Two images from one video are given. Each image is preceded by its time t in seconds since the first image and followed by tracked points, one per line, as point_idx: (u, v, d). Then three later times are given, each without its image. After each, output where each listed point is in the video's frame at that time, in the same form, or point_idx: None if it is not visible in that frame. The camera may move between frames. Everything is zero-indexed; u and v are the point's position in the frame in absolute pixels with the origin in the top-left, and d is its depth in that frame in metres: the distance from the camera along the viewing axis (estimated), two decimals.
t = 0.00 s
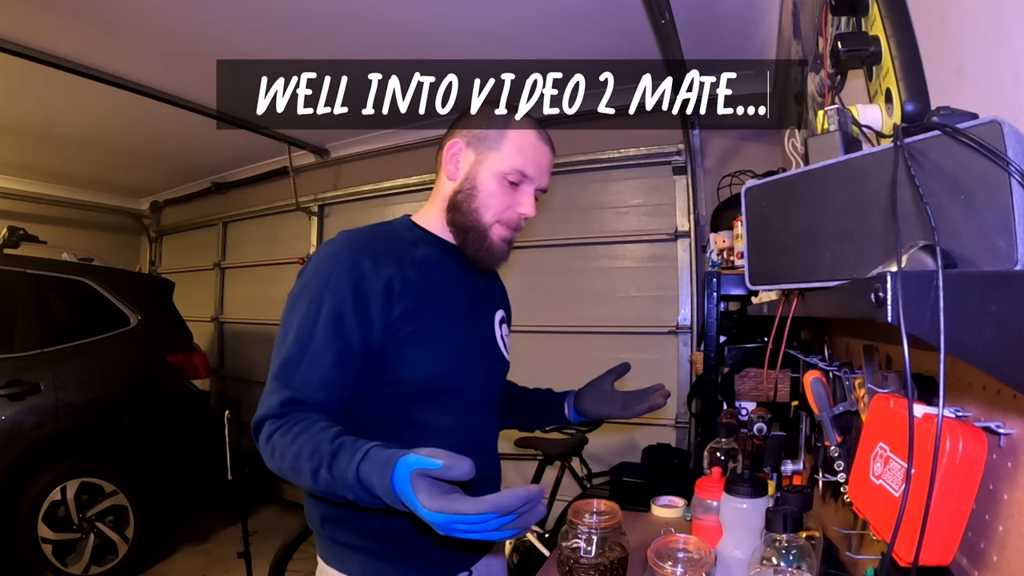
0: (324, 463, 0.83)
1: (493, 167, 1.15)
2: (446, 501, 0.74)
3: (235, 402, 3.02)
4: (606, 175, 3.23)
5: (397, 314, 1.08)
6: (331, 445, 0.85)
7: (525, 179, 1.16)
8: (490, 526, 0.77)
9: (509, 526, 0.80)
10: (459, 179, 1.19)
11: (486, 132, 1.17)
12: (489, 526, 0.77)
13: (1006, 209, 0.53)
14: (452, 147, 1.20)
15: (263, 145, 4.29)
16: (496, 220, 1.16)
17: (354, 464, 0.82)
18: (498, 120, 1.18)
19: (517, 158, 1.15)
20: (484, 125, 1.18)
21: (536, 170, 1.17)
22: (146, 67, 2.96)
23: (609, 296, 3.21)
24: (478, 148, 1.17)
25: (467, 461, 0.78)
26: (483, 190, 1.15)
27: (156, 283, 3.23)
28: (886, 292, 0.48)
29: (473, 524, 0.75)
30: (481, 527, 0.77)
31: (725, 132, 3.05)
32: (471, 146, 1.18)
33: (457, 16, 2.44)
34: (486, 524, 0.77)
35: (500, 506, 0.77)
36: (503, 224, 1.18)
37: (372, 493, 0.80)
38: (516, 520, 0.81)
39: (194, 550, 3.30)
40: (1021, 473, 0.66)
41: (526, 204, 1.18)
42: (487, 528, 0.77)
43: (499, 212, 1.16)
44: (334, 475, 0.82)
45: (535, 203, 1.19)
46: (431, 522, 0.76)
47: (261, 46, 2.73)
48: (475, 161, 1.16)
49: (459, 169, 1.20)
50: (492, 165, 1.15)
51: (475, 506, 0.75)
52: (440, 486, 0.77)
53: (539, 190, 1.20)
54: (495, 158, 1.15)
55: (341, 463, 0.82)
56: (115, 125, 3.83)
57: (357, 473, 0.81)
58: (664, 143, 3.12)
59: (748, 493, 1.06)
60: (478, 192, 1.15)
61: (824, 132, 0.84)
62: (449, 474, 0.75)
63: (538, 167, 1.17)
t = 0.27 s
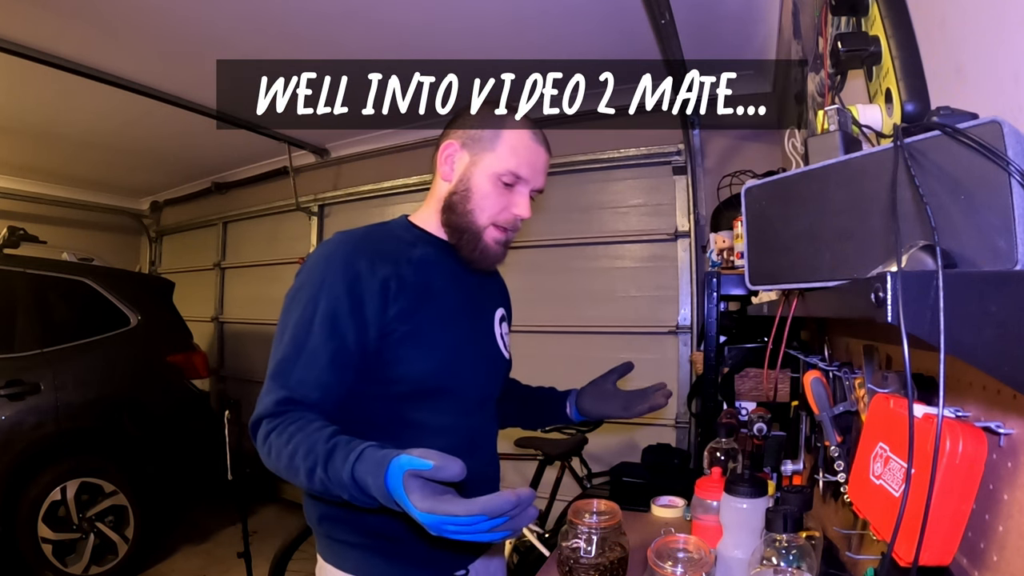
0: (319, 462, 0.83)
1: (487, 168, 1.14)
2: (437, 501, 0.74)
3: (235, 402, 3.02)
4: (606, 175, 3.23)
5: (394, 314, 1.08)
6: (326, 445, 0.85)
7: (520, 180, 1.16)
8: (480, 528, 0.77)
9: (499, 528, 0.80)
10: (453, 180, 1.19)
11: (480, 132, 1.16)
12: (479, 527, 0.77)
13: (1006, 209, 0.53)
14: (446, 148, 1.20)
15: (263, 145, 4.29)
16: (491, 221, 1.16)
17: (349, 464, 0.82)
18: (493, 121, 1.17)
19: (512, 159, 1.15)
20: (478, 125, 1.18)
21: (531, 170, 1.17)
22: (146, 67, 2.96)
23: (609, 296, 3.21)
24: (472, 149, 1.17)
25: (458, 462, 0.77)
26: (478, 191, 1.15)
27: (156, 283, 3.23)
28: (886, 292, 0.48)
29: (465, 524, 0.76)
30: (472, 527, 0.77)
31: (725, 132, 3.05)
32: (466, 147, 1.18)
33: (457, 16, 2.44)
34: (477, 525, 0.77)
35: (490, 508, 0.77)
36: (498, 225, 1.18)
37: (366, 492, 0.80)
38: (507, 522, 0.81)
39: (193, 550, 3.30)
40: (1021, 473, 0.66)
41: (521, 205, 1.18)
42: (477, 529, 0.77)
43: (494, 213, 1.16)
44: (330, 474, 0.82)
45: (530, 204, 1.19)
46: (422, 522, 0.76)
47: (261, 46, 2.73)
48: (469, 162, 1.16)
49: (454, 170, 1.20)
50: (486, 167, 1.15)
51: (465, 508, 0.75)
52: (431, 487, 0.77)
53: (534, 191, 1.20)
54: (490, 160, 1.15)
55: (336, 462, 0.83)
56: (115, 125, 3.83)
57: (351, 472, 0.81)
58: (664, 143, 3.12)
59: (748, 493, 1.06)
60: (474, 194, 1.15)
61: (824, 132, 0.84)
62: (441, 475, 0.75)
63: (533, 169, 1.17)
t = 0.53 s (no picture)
0: (322, 465, 0.83)
1: (484, 169, 1.15)
2: (442, 509, 0.75)
3: (235, 402, 3.02)
4: (606, 175, 3.23)
5: (392, 314, 1.08)
6: (329, 447, 0.85)
7: (517, 181, 1.16)
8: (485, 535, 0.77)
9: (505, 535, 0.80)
10: (450, 181, 1.19)
11: (476, 133, 1.16)
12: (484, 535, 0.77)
13: (1006, 209, 0.53)
14: (442, 149, 1.20)
15: (263, 145, 4.29)
16: (489, 222, 1.17)
17: (352, 466, 0.82)
18: (489, 120, 1.17)
19: (509, 160, 1.15)
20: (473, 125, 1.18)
21: (527, 170, 1.18)
22: (146, 67, 2.96)
23: (609, 296, 3.21)
24: (469, 149, 1.17)
25: (466, 470, 0.77)
26: (475, 192, 1.15)
27: (156, 283, 3.23)
28: (886, 292, 0.48)
29: (470, 532, 0.76)
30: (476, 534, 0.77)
31: (725, 132, 3.05)
32: (462, 148, 1.18)
33: (457, 16, 2.44)
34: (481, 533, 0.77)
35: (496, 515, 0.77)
36: (496, 226, 1.19)
37: (370, 494, 0.80)
38: (511, 529, 0.80)
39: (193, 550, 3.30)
40: (1021, 473, 0.66)
41: (517, 205, 1.18)
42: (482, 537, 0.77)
43: (491, 214, 1.16)
44: (333, 477, 0.82)
45: (526, 204, 1.19)
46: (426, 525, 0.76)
47: (261, 46, 2.73)
48: (466, 163, 1.16)
49: (450, 170, 1.20)
50: (482, 167, 1.15)
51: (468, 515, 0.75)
52: (438, 494, 0.77)
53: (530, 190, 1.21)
54: (486, 160, 1.15)
55: (338, 465, 0.83)
56: (115, 125, 3.83)
57: (354, 475, 0.81)
58: (664, 143, 3.12)
59: (748, 493, 1.06)
60: (471, 195, 1.15)
61: (824, 132, 0.84)
62: (448, 484, 0.75)
63: (529, 169, 1.18)
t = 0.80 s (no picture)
0: (329, 461, 0.83)
1: (484, 172, 1.15)
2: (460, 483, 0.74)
3: (235, 402, 3.02)
4: (606, 175, 3.23)
5: (394, 314, 1.07)
6: (335, 445, 0.85)
7: (517, 182, 1.16)
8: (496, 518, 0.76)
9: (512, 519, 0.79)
10: (450, 183, 1.19)
11: (476, 135, 1.16)
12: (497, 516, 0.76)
13: (1006, 209, 0.53)
14: (441, 150, 1.20)
15: (263, 145, 4.29)
16: (489, 223, 1.17)
17: (363, 460, 0.83)
18: (490, 122, 1.17)
19: (509, 162, 1.15)
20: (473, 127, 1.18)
21: (527, 172, 1.18)
22: (146, 67, 2.96)
23: (609, 296, 3.21)
24: (468, 152, 1.17)
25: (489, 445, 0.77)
26: (475, 195, 1.15)
27: (156, 284, 3.23)
28: (886, 292, 0.48)
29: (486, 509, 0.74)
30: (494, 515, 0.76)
31: (725, 131, 3.05)
32: (462, 149, 1.18)
33: (457, 16, 2.44)
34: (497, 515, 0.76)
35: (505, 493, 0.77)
36: (495, 227, 1.19)
37: (380, 488, 0.81)
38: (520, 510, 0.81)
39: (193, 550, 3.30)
40: (1021, 473, 0.66)
41: (517, 207, 1.18)
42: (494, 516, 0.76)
43: (491, 216, 1.17)
44: (341, 473, 0.83)
45: (526, 205, 1.19)
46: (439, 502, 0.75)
47: (261, 47, 2.73)
48: (466, 165, 1.16)
49: (450, 172, 1.20)
50: (483, 169, 1.15)
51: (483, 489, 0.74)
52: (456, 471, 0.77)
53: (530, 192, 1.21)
54: (487, 163, 1.15)
55: (347, 461, 0.83)
56: (115, 125, 3.83)
57: (366, 468, 0.82)
58: (664, 142, 3.12)
59: (748, 493, 1.06)
60: (471, 197, 1.15)
61: (824, 132, 0.84)
62: (470, 455, 0.76)
63: (528, 170, 1.18)
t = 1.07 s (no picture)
0: (349, 452, 0.85)
1: (483, 175, 1.14)
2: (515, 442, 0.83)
3: (234, 402, 3.02)
4: (606, 175, 3.23)
5: (396, 313, 1.08)
6: (352, 439, 0.86)
7: (516, 187, 1.16)
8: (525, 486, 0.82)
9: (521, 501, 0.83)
10: (449, 183, 1.19)
11: (477, 136, 1.16)
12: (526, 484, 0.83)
13: (1006, 209, 0.53)
14: (442, 151, 1.20)
15: (262, 144, 4.29)
16: (486, 226, 1.17)
17: (384, 450, 0.84)
18: (491, 124, 1.17)
19: (509, 165, 1.14)
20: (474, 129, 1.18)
21: (527, 176, 1.17)
22: (146, 67, 2.96)
23: (609, 296, 3.21)
24: (468, 154, 1.16)
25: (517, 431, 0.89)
26: (474, 197, 1.15)
27: (156, 284, 3.23)
28: (886, 292, 0.48)
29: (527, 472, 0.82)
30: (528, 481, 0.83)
31: (725, 132, 3.05)
32: (462, 151, 1.17)
33: (457, 16, 2.44)
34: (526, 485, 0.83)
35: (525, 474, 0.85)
36: (493, 229, 1.19)
37: (404, 474, 0.82)
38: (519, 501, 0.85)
39: (193, 550, 3.30)
40: (1021, 473, 0.66)
41: (516, 211, 1.18)
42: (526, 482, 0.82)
43: (489, 219, 1.16)
44: (359, 465, 0.84)
45: (524, 210, 1.19)
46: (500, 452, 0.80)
47: (261, 46, 2.73)
48: (465, 167, 1.16)
49: (449, 173, 1.20)
50: (482, 172, 1.14)
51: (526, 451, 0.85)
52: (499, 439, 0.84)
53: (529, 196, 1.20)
54: (486, 165, 1.14)
55: (367, 451, 0.85)
56: (115, 125, 3.83)
57: (389, 455, 0.84)
58: (664, 142, 3.12)
59: (748, 493, 1.06)
60: (469, 199, 1.15)
61: (824, 132, 0.84)
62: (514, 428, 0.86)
63: (527, 175, 1.17)
